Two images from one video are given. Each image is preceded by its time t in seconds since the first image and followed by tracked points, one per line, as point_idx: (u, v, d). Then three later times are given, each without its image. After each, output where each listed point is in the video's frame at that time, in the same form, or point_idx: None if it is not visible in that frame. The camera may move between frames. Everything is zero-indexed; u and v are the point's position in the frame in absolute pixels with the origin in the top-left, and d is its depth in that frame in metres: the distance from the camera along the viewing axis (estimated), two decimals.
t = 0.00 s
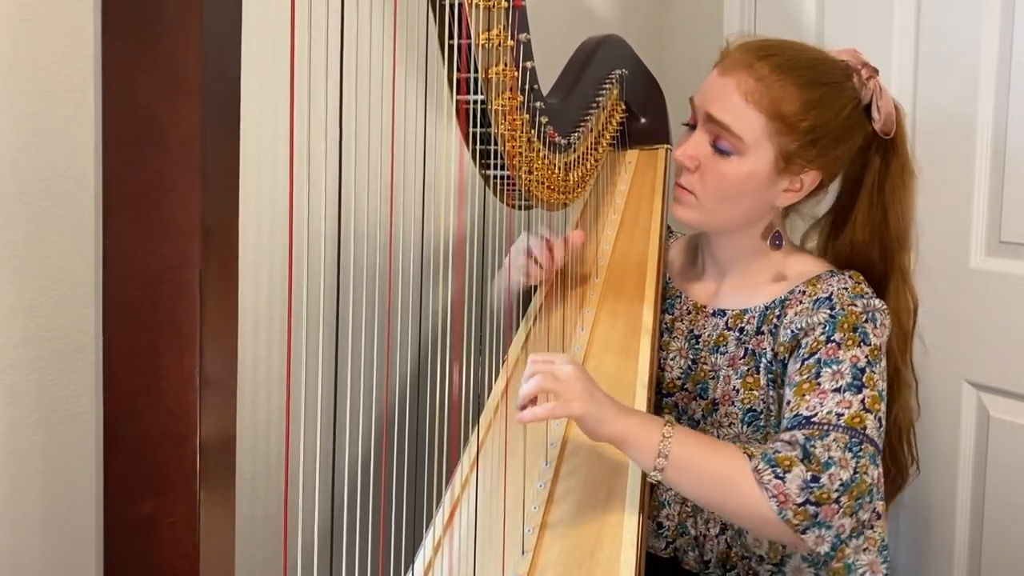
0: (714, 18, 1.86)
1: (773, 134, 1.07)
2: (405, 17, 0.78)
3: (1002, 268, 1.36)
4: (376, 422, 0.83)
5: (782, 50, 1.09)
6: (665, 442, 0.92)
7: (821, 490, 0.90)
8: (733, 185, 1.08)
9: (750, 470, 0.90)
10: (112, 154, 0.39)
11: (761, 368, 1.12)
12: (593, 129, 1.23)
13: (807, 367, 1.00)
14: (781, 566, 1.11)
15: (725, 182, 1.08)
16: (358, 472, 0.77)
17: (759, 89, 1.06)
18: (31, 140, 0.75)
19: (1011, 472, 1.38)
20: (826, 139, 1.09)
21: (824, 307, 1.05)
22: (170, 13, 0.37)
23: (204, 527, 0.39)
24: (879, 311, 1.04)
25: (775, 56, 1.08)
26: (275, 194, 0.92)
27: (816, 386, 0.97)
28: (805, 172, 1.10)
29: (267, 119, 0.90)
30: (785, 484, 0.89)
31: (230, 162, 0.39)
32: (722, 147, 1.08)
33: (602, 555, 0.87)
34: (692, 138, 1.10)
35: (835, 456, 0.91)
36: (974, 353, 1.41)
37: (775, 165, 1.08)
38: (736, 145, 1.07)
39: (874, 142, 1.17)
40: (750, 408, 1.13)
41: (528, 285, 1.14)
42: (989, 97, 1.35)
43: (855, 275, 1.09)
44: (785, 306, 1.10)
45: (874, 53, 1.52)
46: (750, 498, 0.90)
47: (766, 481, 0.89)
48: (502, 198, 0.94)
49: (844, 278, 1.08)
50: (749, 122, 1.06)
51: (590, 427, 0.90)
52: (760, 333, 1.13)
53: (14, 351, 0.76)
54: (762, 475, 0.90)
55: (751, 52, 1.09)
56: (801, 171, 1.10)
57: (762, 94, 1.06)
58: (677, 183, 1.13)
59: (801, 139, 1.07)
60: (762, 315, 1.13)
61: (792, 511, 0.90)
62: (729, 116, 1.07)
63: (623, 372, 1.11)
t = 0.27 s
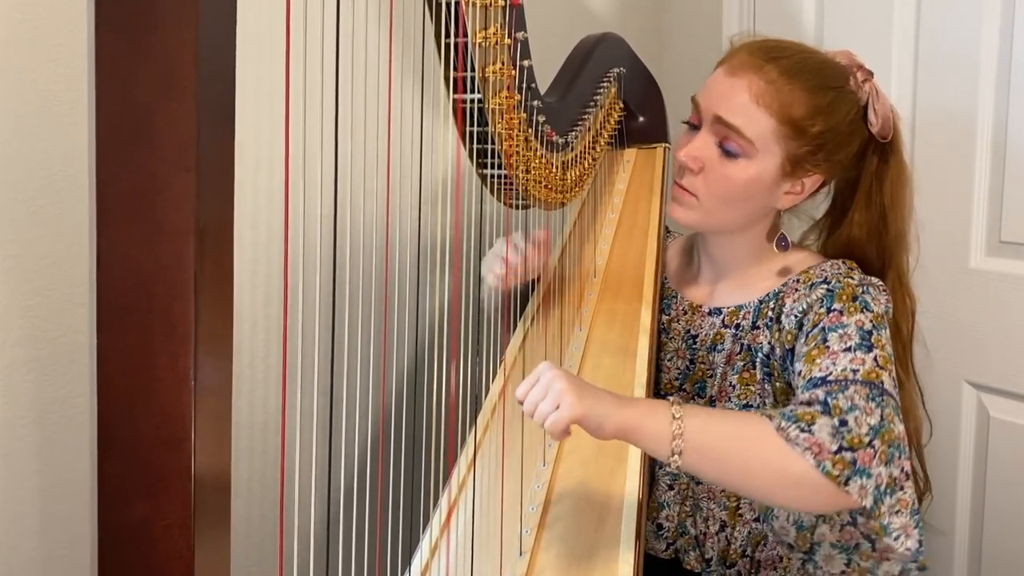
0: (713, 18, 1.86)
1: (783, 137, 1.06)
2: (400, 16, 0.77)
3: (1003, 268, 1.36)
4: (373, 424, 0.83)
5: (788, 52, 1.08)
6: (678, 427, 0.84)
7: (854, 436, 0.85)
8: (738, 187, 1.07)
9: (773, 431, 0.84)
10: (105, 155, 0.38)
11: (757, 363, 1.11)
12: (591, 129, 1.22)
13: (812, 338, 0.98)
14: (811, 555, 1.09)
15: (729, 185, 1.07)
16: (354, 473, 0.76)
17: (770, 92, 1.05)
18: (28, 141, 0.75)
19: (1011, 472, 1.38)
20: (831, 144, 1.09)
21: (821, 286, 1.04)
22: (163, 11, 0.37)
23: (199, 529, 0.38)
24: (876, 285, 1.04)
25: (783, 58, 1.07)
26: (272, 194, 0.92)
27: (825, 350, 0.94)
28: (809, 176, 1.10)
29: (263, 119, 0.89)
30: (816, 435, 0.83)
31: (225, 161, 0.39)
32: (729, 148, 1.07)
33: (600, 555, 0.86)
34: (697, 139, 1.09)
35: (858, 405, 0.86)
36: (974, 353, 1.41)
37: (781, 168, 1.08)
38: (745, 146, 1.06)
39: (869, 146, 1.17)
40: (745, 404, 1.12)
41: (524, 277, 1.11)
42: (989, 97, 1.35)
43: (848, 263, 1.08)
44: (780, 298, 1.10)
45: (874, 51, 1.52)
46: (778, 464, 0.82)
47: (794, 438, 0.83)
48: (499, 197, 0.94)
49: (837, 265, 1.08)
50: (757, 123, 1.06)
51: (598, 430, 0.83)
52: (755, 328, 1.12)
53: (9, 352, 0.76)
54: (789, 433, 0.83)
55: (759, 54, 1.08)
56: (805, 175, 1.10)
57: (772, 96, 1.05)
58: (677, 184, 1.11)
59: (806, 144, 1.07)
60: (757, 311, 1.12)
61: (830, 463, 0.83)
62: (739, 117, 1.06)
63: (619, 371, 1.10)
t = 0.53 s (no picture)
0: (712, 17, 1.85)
1: (785, 138, 1.05)
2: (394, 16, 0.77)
3: (1002, 268, 1.35)
4: (368, 425, 0.82)
5: (784, 53, 1.07)
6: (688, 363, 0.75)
7: (860, 401, 0.81)
8: (740, 191, 1.05)
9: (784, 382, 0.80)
10: (98, 155, 0.38)
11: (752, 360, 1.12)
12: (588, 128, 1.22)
13: (811, 317, 0.97)
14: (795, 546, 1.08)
15: (732, 189, 1.05)
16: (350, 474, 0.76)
17: (772, 93, 1.04)
18: (23, 139, 0.75)
19: (1011, 473, 1.37)
20: (832, 144, 1.10)
21: (818, 271, 1.05)
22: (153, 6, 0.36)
23: (193, 531, 0.38)
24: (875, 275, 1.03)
25: (781, 60, 1.06)
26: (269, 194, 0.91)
27: (824, 326, 0.92)
28: (807, 177, 1.10)
29: (258, 118, 0.89)
30: (826, 391, 0.80)
31: (220, 160, 0.38)
32: (732, 152, 1.05)
33: (599, 555, 0.86)
34: (697, 143, 1.06)
35: (860, 374, 0.84)
36: (974, 353, 1.41)
37: (782, 170, 1.07)
38: (749, 150, 1.04)
39: (859, 142, 1.17)
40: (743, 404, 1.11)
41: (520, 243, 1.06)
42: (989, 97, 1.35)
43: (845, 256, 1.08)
44: (775, 292, 1.11)
45: (873, 51, 1.52)
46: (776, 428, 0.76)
47: (806, 390, 0.79)
48: (496, 195, 0.94)
49: (833, 257, 1.07)
50: (759, 126, 1.04)
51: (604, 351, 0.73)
52: (750, 325, 1.13)
53: (4, 351, 0.76)
54: (800, 385, 0.80)
55: (758, 55, 1.07)
56: (805, 176, 1.09)
57: (773, 98, 1.04)
58: (675, 188, 1.08)
59: (807, 145, 1.07)
60: (752, 306, 1.14)
61: (838, 421, 0.79)
62: (742, 121, 1.04)
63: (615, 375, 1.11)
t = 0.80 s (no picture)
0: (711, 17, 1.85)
1: (774, 144, 1.04)
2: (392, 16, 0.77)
3: (1003, 268, 1.35)
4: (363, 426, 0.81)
5: (764, 58, 1.07)
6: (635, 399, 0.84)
7: (802, 467, 0.85)
8: (731, 200, 1.04)
9: (727, 438, 0.84)
10: (92, 153, 0.37)
11: (745, 372, 1.10)
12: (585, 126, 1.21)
13: (787, 352, 0.98)
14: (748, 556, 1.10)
15: (723, 199, 1.04)
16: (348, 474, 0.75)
17: (758, 99, 1.03)
18: (19, 139, 0.74)
19: (1011, 474, 1.37)
20: (817, 144, 1.09)
21: (805, 300, 1.04)
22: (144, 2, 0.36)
23: (188, 534, 0.37)
24: (863, 303, 1.02)
25: (762, 65, 1.06)
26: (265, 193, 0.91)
27: (796, 368, 0.95)
28: (798, 178, 1.09)
29: (254, 117, 0.88)
30: (765, 456, 0.83)
31: (214, 159, 0.38)
32: (721, 162, 1.03)
33: (597, 557, 0.85)
34: (685, 154, 1.04)
35: (812, 434, 0.87)
36: (974, 354, 1.40)
37: (773, 175, 1.06)
38: (738, 160, 1.03)
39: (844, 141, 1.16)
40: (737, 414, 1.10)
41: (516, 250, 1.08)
42: (989, 98, 1.34)
43: (840, 274, 1.07)
44: (767, 305, 1.10)
45: (873, 49, 1.51)
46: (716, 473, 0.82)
47: (745, 452, 0.83)
48: (495, 196, 0.92)
49: (828, 276, 1.07)
50: (747, 133, 1.03)
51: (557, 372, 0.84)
52: (743, 336, 1.12)
53: None
54: (740, 444, 0.83)
55: (740, 61, 1.06)
56: (795, 178, 1.08)
57: (759, 103, 1.03)
58: (664, 202, 1.06)
59: (796, 148, 1.06)
60: (745, 318, 1.12)
61: (770, 486, 0.83)
62: (728, 129, 1.02)
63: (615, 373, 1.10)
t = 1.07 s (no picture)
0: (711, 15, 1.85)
1: (761, 146, 1.04)
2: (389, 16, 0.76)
3: (1002, 268, 1.34)
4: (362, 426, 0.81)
5: (745, 62, 1.07)
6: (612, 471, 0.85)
7: (764, 544, 0.87)
8: (722, 205, 1.04)
9: (693, 517, 0.87)
10: (89, 152, 0.37)
11: (735, 386, 1.10)
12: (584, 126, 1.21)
13: (767, 400, 0.96)
14: None
15: (714, 205, 1.04)
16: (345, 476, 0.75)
17: (741, 103, 1.03)
18: (15, 139, 0.74)
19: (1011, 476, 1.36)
20: (805, 142, 1.09)
21: (792, 338, 1.02)
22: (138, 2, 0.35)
23: (185, 534, 0.37)
24: (851, 345, 1.00)
25: (743, 67, 1.06)
26: (263, 194, 0.91)
27: (773, 423, 0.93)
28: (788, 177, 1.08)
29: (251, 117, 0.88)
30: (729, 535, 0.86)
31: (211, 159, 0.38)
32: (709, 170, 1.03)
33: (594, 560, 0.85)
34: (672, 162, 1.04)
35: (779, 505, 0.88)
36: (973, 354, 1.40)
37: (763, 176, 1.06)
38: (726, 166, 1.03)
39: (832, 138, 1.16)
40: (727, 427, 1.11)
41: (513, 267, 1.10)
42: (989, 97, 1.34)
43: (833, 296, 1.06)
44: (758, 324, 1.09)
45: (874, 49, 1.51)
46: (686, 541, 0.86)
47: (709, 531, 0.86)
48: (490, 195, 0.93)
49: (821, 302, 1.05)
50: (733, 138, 1.03)
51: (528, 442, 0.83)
52: (734, 349, 1.11)
53: None
54: (706, 524, 0.86)
55: (720, 66, 1.06)
56: (787, 178, 1.08)
57: (742, 108, 1.03)
58: (656, 211, 1.06)
59: (785, 148, 1.06)
60: (737, 331, 1.11)
61: (731, 561, 0.87)
62: (714, 136, 1.02)
63: (614, 374, 1.10)
